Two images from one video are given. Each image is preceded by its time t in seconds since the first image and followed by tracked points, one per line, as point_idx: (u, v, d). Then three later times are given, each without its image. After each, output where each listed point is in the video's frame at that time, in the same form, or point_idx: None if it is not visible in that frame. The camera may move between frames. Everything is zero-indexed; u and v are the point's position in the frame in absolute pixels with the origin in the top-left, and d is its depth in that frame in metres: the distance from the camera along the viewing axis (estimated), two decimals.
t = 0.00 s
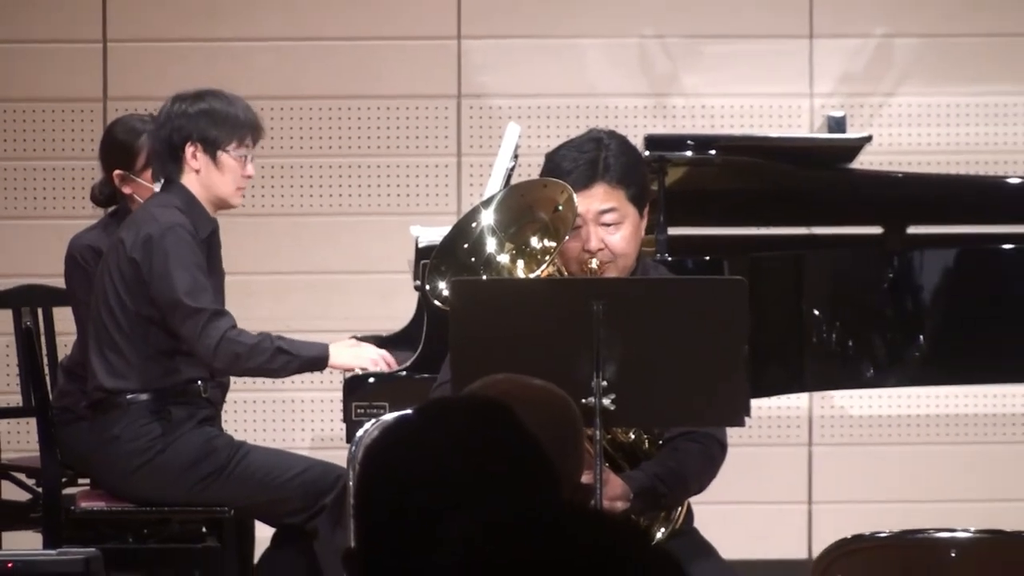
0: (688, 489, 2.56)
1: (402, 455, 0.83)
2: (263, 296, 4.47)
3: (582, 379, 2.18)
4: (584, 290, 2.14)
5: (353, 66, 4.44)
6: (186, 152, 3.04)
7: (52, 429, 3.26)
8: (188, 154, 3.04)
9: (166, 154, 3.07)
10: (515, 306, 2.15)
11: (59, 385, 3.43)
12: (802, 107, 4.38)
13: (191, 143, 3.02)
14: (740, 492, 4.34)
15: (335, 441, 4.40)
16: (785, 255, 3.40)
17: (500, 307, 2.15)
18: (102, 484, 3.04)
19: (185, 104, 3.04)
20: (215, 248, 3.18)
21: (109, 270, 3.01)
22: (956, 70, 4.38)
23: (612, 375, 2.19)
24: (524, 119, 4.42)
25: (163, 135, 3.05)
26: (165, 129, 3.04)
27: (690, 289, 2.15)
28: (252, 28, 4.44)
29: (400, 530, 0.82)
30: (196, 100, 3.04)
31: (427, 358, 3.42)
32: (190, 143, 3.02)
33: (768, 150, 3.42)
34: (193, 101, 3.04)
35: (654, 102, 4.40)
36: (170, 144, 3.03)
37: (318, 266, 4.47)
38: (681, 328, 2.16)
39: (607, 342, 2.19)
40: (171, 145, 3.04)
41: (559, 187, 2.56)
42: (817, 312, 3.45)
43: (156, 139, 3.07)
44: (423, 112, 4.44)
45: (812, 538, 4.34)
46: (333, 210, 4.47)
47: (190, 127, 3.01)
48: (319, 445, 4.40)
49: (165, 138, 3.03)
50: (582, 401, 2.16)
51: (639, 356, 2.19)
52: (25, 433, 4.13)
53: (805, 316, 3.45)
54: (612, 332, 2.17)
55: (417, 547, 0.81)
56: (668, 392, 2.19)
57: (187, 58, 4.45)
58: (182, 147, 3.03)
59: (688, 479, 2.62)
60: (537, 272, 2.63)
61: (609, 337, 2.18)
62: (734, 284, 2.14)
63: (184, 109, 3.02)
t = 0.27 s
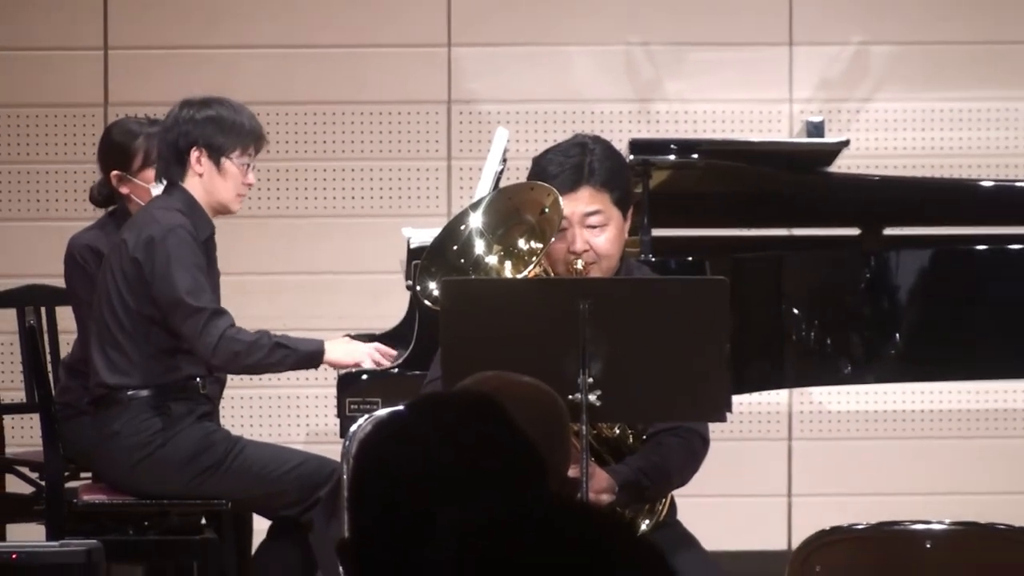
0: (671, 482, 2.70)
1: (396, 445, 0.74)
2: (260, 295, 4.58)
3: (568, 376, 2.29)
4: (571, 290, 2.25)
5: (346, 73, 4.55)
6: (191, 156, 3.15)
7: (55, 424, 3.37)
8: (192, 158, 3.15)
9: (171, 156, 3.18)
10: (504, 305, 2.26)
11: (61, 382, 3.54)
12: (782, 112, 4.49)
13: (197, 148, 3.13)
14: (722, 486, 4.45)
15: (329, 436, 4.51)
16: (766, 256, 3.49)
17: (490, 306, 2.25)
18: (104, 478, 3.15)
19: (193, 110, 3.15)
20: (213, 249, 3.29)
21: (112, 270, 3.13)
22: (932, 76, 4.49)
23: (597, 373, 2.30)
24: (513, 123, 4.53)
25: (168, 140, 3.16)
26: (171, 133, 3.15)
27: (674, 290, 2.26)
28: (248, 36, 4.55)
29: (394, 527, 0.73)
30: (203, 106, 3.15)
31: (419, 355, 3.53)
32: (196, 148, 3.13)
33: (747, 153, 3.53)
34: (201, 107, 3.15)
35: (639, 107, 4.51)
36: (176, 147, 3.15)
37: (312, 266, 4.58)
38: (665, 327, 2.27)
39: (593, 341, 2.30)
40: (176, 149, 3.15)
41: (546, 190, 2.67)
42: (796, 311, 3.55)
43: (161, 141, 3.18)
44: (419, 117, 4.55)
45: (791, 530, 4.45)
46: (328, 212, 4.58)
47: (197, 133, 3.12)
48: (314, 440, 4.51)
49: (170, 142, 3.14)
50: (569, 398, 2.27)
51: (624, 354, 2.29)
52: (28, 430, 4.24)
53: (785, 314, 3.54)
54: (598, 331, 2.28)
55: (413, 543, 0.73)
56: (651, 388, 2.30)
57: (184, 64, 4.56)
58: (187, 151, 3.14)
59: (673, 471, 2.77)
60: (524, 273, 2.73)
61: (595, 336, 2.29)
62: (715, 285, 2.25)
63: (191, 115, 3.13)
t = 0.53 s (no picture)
0: (655, 475, 2.84)
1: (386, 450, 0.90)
2: (256, 296, 4.69)
3: (557, 374, 2.40)
4: (559, 291, 2.36)
5: (340, 80, 4.66)
6: (194, 162, 3.26)
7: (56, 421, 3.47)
8: (194, 163, 3.26)
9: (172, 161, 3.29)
10: (494, 306, 2.37)
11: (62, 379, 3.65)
12: (762, 118, 4.60)
13: (201, 154, 3.24)
14: (704, 481, 4.56)
15: (324, 432, 4.62)
16: (747, 258, 3.59)
17: (480, 308, 2.37)
18: (105, 473, 3.27)
19: (197, 116, 3.26)
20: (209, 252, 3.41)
21: (113, 270, 3.23)
22: (908, 84, 4.61)
23: (584, 370, 2.40)
24: (502, 129, 4.64)
25: (172, 146, 3.27)
26: (175, 140, 3.26)
27: (659, 291, 2.36)
28: (245, 44, 4.66)
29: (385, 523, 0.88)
30: (206, 113, 3.27)
31: (410, 354, 3.65)
32: (199, 154, 3.25)
33: (725, 158, 3.63)
34: (204, 114, 3.27)
35: (624, 113, 4.62)
36: (179, 154, 3.26)
37: (307, 268, 4.69)
38: (649, 325, 2.38)
39: (580, 340, 2.40)
40: (179, 155, 3.26)
41: (532, 195, 2.78)
42: (775, 311, 3.66)
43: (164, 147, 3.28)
44: (411, 123, 4.67)
45: (772, 523, 4.56)
46: (322, 215, 4.69)
47: (201, 140, 3.23)
48: (308, 436, 4.62)
49: (174, 148, 3.25)
50: (556, 394, 2.38)
51: (610, 350, 2.40)
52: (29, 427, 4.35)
53: (765, 314, 3.66)
54: (586, 330, 2.39)
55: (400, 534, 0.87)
56: (637, 383, 2.40)
57: (181, 71, 4.67)
58: (190, 156, 3.26)
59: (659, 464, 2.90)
60: (512, 274, 2.88)
61: (582, 335, 2.39)
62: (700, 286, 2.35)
63: (196, 122, 3.25)
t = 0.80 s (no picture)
0: (641, 469, 2.98)
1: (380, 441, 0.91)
2: (252, 296, 4.81)
3: (544, 372, 2.49)
4: (547, 291, 2.46)
5: (334, 86, 4.77)
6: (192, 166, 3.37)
7: (59, 416, 3.58)
8: (193, 167, 3.38)
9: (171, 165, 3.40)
10: (483, 306, 2.46)
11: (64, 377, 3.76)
12: (743, 124, 4.72)
13: (199, 157, 3.36)
14: (686, 474, 4.68)
15: (318, 428, 4.73)
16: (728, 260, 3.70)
17: (472, 308, 2.46)
18: (106, 466, 3.39)
19: (196, 122, 3.38)
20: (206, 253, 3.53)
21: (115, 268, 3.34)
22: (887, 90, 4.73)
23: (571, 366, 2.50)
24: (491, 133, 4.76)
25: (171, 151, 3.38)
26: (175, 146, 3.37)
27: (645, 291, 2.46)
28: (242, 51, 4.77)
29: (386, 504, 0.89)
30: (204, 119, 3.39)
31: (402, 352, 3.76)
32: (198, 158, 3.36)
33: (706, 162, 3.75)
34: (203, 120, 3.39)
35: (608, 119, 4.74)
36: (178, 158, 3.37)
37: (302, 268, 4.81)
38: (634, 324, 2.47)
39: (567, 338, 2.49)
40: (178, 159, 3.37)
41: (521, 197, 2.88)
42: (757, 310, 3.72)
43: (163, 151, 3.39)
44: (405, 129, 4.78)
45: (752, 515, 4.68)
46: (316, 218, 4.80)
47: (201, 145, 3.35)
48: (304, 432, 4.73)
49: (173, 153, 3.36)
50: (544, 391, 2.47)
51: (595, 349, 2.49)
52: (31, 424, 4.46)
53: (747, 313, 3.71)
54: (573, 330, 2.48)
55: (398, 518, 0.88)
56: (621, 380, 2.50)
57: (180, 77, 4.78)
58: (189, 161, 3.37)
59: (643, 459, 3.04)
60: (500, 275, 2.99)
61: (569, 334, 2.49)
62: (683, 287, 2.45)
63: (193, 128, 3.36)
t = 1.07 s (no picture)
0: (626, 464, 3.13)
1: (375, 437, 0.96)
2: (249, 296, 4.92)
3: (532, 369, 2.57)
4: (535, 290, 2.53)
5: (328, 92, 4.89)
6: (190, 168, 3.50)
7: (61, 411, 3.70)
8: (191, 169, 3.51)
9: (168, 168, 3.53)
10: (472, 305, 2.54)
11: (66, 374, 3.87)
12: (725, 129, 4.84)
13: (195, 160, 3.49)
14: (670, 469, 4.79)
15: (314, 423, 4.85)
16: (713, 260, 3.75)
17: (461, 308, 2.54)
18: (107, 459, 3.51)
19: (192, 127, 3.50)
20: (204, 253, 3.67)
21: (117, 267, 3.47)
22: (866, 96, 4.85)
23: (558, 364, 2.57)
24: (480, 138, 4.87)
25: (169, 156, 3.51)
26: (172, 149, 3.50)
27: (629, 290, 2.53)
28: (238, 59, 4.89)
29: (383, 498, 0.94)
30: (199, 124, 3.51)
31: (394, 350, 3.88)
32: (195, 160, 3.49)
33: (687, 166, 3.86)
34: (198, 125, 3.51)
35: (594, 123, 4.86)
36: (175, 162, 3.50)
37: (298, 269, 4.92)
38: (618, 325, 2.55)
39: (553, 338, 2.57)
40: (176, 162, 3.50)
41: (507, 201, 2.98)
42: (739, 309, 3.84)
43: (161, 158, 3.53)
44: (399, 134, 4.90)
45: (734, 508, 4.79)
46: (311, 220, 4.92)
47: (198, 149, 3.48)
48: (299, 428, 4.85)
49: (171, 157, 3.49)
50: (532, 388, 2.55)
51: (582, 349, 2.56)
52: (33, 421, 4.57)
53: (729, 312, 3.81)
54: (560, 328, 2.56)
55: (398, 511, 0.93)
56: (607, 378, 2.57)
57: (178, 84, 4.90)
58: (186, 164, 3.50)
59: (629, 454, 3.17)
60: (489, 276, 3.06)
61: (556, 332, 2.56)
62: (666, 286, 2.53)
63: (189, 133, 3.49)
